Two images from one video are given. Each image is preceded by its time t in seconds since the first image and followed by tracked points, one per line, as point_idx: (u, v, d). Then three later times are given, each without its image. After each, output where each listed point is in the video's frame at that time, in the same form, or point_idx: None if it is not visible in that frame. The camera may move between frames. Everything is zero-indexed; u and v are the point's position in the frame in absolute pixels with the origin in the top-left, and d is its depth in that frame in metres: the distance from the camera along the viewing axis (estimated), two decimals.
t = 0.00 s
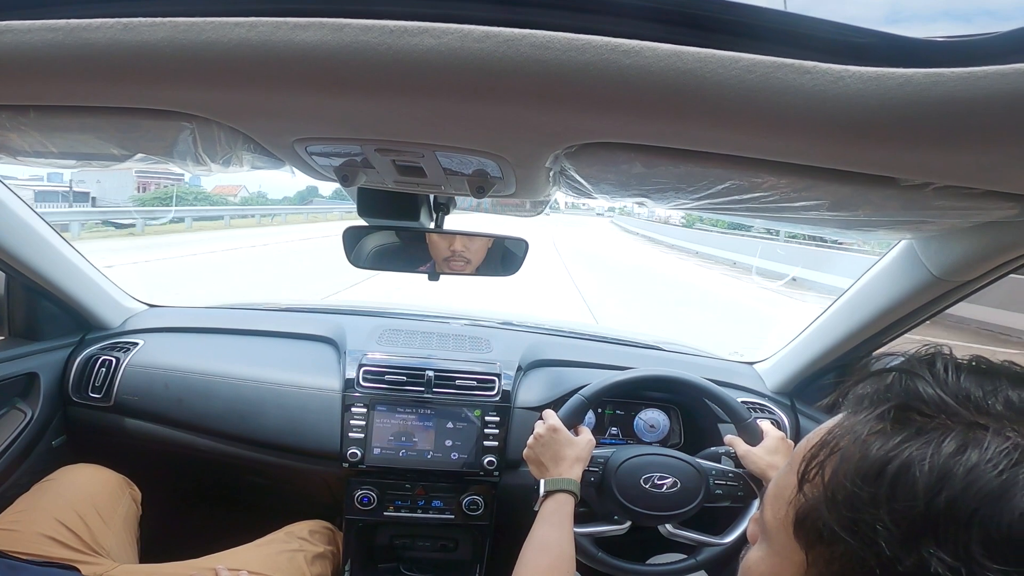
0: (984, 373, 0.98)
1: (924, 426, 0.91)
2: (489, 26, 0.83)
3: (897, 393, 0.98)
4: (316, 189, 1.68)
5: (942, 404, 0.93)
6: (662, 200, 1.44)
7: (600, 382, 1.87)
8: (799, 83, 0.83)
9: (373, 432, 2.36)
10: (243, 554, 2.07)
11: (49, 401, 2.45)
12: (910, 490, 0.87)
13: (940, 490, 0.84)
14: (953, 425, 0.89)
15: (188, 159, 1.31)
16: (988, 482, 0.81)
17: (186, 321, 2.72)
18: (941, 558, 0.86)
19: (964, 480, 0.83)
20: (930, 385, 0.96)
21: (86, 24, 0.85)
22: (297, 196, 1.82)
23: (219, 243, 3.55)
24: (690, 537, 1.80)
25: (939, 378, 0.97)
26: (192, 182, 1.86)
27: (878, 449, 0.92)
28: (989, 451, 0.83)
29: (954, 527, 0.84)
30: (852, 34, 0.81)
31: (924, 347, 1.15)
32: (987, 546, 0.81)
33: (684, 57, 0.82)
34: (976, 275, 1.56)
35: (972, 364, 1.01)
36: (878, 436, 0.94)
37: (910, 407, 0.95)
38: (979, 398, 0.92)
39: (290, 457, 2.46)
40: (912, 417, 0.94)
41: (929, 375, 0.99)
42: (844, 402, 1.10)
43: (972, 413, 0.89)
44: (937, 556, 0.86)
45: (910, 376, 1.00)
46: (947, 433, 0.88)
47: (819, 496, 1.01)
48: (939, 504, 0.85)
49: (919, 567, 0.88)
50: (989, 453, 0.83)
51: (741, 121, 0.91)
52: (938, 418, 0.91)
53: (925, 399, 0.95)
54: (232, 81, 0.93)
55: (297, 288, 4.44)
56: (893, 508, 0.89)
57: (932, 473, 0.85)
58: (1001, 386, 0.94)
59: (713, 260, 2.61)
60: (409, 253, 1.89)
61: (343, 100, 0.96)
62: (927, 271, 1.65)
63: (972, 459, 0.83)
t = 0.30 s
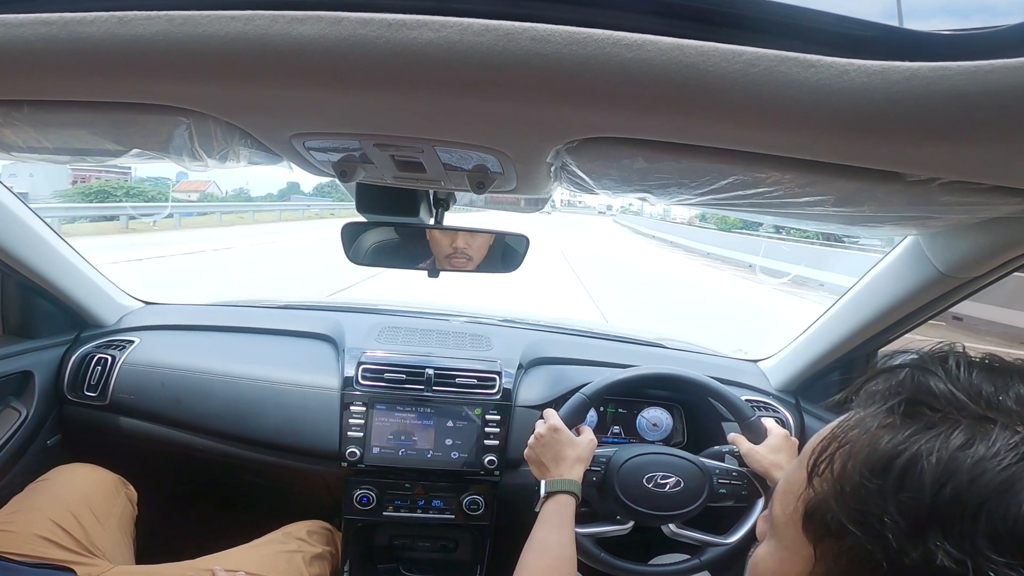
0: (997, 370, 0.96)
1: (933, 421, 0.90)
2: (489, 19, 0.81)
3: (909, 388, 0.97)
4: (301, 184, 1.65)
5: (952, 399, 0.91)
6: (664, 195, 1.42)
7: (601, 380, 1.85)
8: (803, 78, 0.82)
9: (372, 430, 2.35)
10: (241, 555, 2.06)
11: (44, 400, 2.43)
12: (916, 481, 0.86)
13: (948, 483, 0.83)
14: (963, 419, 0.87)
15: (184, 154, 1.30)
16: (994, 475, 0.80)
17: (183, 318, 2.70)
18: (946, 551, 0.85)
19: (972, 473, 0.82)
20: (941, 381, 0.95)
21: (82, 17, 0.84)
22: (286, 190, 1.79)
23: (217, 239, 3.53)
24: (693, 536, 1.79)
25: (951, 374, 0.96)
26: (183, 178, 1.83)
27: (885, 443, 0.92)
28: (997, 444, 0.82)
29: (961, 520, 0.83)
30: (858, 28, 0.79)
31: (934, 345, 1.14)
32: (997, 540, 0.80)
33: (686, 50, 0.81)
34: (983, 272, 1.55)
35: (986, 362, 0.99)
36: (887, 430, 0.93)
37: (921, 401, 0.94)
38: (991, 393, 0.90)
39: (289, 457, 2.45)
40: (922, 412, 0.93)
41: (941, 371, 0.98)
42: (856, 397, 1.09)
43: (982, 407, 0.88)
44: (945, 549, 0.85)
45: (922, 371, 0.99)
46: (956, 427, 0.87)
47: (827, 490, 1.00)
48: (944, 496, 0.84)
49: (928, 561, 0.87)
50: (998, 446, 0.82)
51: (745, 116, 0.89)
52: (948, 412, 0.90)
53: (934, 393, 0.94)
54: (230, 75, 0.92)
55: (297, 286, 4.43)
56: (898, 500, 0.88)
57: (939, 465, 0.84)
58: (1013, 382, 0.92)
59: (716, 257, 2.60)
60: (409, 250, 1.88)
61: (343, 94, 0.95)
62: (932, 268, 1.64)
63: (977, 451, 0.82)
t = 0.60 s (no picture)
0: (1009, 374, 0.94)
1: (940, 427, 0.89)
2: (490, 13, 0.81)
3: (915, 390, 0.96)
4: (279, 178, 1.65)
5: (961, 405, 0.90)
6: (667, 191, 1.41)
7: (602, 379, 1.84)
8: (808, 72, 0.81)
9: (370, 430, 2.34)
10: (236, 555, 2.05)
11: (38, 399, 2.42)
12: (919, 490, 0.85)
13: (952, 492, 0.82)
14: (971, 427, 0.86)
15: (181, 149, 1.29)
16: (1001, 485, 0.78)
17: (181, 316, 2.69)
18: (945, 564, 0.84)
19: (978, 483, 0.80)
20: (950, 384, 0.94)
21: (77, 11, 0.83)
22: (269, 184, 1.78)
23: (216, 236, 3.51)
24: (695, 537, 1.78)
25: (959, 378, 0.94)
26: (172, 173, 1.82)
27: (890, 448, 0.90)
28: (1005, 454, 0.80)
29: (963, 530, 0.82)
30: (859, 21, 0.77)
31: (946, 342, 1.13)
32: (1000, 554, 0.79)
33: (689, 44, 0.80)
34: (991, 269, 1.53)
35: (997, 364, 0.97)
36: (891, 435, 0.92)
37: (929, 407, 0.92)
38: (1001, 400, 0.89)
39: (288, 456, 2.44)
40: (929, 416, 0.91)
41: (950, 374, 0.96)
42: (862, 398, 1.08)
43: (992, 415, 0.86)
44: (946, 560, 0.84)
45: (930, 373, 0.97)
46: (964, 435, 0.85)
47: (829, 494, 1.00)
48: (948, 507, 0.82)
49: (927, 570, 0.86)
50: (1005, 456, 0.80)
51: (748, 111, 0.88)
52: (957, 418, 0.89)
53: (942, 398, 0.92)
54: (228, 71, 0.91)
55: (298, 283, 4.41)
56: (901, 509, 0.87)
57: (944, 474, 0.83)
58: None
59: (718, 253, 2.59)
60: (407, 248, 1.89)
61: (342, 89, 0.94)
62: (939, 266, 1.62)
63: (984, 461, 0.81)
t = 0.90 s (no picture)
0: (978, 362, 1.02)
1: (903, 404, 0.98)
2: (490, 8, 0.80)
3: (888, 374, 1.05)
4: (256, 172, 1.65)
5: (922, 384, 0.99)
6: (669, 188, 1.40)
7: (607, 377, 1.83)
8: (812, 67, 0.80)
9: (369, 430, 2.32)
10: (235, 556, 2.04)
11: (31, 399, 2.41)
12: (887, 460, 0.94)
13: (910, 458, 0.91)
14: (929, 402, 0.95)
15: (176, 145, 1.27)
16: (950, 450, 0.88)
17: (177, 314, 2.68)
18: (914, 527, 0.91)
19: (930, 449, 0.90)
20: (919, 369, 1.02)
21: (70, 5, 0.82)
22: (245, 178, 1.78)
23: (213, 231, 3.49)
24: (696, 541, 1.77)
25: (927, 363, 1.03)
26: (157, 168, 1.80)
27: (857, 424, 1.01)
28: (954, 424, 0.90)
29: (921, 493, 0.90)
30: (864, 16, 0.79)
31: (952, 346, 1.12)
32: (958, 514, 0.86)
33: (691, 39, 0.79)
34: (996, 267, 1.53)
35: (970, 355, 1.05)
36: (863, 412, 1.02)
37: (895, 388, 1.02)
38: (961, 378, 0.97)
39: (286, 456, 2.43)
40: (896, 395, 1.01)
41: (922, 361, 1.05)
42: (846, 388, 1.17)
43: (950, 391, 0.95)
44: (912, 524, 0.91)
45: (904, 361, 1.06)
46: (921, 409, 0.95)
47: (814, 474, 1.08)
48: (907, 472, 0.92)
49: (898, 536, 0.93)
50: (955, 426, 0.89)
51: (751, 108, 0.87)
52: (919, 396, 0.98)
53: (906, 380, 1.02)
54: (225, 66, 0.89)
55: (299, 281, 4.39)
56: (873, 478, 0.96)
57: (903, 443, 0.93)
58: (987, 371, 0.98)
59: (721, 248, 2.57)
60: (408, 245, 1.88)
61: (341, 85, 0.93)
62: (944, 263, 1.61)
63: (940, 429, 0.90)
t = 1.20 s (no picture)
0: (956, 359, 1.11)
1: (872, 391, 1.09)
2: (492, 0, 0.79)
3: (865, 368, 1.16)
4: (229, 166, 1.66)
5: (896, 376, 1.10)
6: (673, 184, 1.39)
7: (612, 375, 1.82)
8: (819, 62, 0.79)
9: (368, 426, 2.32)
10: (232, 556, 2.03)
11: (26, 397, 2.42)
12: (846, 436, 1.03)
13: (866, 433, 1.01)
14: (895, 390, 1.06)
15: (174, 141, 1.26)
16: (903, 425, 0.97)
17: (175, 312, 2.67)
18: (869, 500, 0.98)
19: (886, 424, 0.99)
20: (896, 366, 1.13)
21: None
22: (216, 173, 1.80)
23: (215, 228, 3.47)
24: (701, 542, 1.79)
25: (907, 360, 1.14)
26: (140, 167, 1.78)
27: (830, 410, 1.11)
28: (911, 406, 1.00)
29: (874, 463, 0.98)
30: (872, 9, 0.77)
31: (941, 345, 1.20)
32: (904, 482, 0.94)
33: (696, 33, 0.78)
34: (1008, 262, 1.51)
35: (948, 351, 1.16)
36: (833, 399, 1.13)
37: (871, 380, 1.13)
38: (933, 371, 1.07)
39: (286, 455, 2.42)
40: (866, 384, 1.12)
41: (902, 360, 1.15)
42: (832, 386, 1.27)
43: (917, 381, 1.06)
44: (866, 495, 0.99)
45: (887, 360, 1.17)
46: (887, 395, 1.05)
47: (790, 456, 1.17)
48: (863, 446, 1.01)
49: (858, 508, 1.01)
50: (912, 407, 1.00)
51: (757, 102, 0.85)
52: (889, 385, 1.08)
53: (882, 372, 1.12)
54: (226, 60, 0.88)
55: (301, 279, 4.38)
56: (835, 453, 1.04)
57: (864, 421, 1.03)
58: (958, 365, 1.08)
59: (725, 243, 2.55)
60: (409, 242, 1.86)
61: (344, 80, 0.91)
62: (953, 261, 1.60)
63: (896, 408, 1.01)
